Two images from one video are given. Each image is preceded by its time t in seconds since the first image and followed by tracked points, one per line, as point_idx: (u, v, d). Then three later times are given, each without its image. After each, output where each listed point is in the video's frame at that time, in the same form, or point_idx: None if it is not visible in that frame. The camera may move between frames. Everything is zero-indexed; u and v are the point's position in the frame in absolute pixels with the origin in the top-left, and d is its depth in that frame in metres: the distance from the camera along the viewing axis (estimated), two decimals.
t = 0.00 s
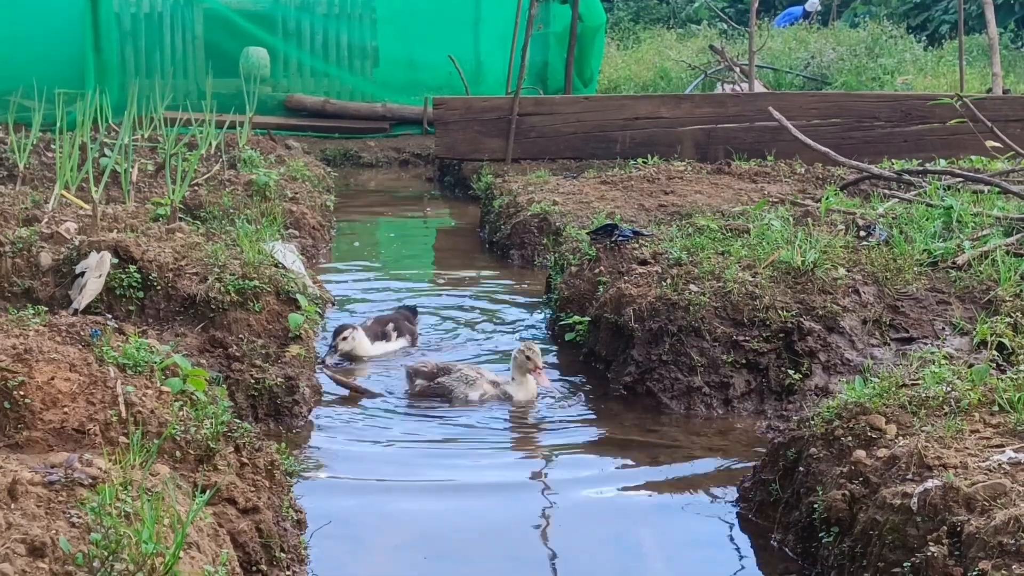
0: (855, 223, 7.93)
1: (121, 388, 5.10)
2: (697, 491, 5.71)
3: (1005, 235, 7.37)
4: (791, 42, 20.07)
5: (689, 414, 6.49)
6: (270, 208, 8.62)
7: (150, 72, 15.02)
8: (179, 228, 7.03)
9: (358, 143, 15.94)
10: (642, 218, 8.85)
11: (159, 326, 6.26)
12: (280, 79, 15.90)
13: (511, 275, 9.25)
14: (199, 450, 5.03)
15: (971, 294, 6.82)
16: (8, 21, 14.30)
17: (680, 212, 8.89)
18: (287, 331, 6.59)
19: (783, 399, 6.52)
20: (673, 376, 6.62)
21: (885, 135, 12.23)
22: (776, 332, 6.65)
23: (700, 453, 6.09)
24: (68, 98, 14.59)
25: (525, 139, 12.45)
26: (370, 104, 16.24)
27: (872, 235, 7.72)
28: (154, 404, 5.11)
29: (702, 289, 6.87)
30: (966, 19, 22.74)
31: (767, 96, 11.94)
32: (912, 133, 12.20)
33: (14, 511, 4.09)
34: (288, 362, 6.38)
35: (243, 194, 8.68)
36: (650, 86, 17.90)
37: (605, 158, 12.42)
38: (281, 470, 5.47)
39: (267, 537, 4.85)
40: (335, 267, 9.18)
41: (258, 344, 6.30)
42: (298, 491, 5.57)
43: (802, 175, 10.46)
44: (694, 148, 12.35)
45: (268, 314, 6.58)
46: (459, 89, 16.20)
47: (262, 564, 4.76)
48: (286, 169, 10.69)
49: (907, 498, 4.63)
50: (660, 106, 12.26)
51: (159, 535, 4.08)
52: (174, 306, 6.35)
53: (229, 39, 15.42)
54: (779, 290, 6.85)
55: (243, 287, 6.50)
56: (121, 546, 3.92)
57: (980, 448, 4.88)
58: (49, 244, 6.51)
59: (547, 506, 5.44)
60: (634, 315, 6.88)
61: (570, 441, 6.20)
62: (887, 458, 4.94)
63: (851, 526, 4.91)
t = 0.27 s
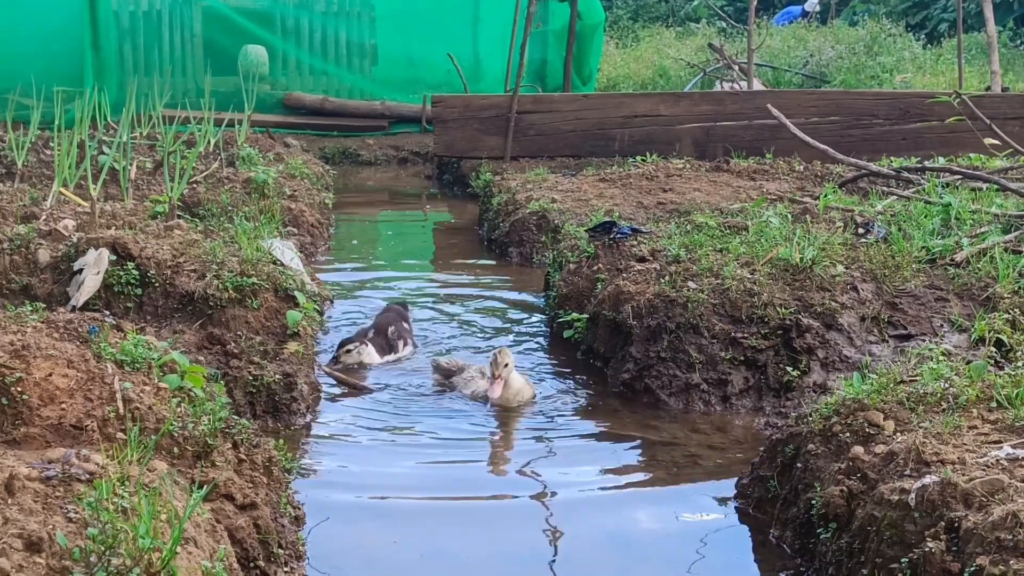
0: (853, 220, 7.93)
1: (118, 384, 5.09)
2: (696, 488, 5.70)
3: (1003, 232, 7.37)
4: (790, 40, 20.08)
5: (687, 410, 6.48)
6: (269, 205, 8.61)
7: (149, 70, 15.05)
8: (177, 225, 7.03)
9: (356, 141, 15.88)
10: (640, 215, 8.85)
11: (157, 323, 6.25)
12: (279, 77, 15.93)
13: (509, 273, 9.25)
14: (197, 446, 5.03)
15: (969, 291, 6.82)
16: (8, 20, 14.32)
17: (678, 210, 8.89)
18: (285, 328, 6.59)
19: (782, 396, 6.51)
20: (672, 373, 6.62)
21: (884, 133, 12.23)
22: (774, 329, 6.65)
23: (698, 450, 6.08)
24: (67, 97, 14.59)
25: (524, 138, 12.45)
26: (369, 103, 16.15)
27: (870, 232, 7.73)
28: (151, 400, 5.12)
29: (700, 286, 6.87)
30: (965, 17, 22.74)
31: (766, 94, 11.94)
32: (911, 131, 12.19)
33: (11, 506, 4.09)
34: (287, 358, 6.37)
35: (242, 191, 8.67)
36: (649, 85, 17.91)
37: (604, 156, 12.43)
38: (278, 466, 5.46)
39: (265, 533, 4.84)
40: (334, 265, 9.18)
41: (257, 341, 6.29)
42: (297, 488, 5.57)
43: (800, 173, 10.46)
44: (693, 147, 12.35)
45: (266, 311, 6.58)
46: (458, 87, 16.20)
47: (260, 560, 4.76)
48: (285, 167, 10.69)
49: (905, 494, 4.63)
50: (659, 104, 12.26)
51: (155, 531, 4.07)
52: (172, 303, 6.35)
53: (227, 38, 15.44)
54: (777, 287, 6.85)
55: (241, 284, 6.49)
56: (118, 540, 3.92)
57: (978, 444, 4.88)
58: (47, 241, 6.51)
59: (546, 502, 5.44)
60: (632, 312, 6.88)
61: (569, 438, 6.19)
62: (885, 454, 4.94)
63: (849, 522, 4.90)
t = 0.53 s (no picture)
0: (851, 214, 7.93)
1: (117, 376, 5.09)
2: (694, 482, 5.71)
3: (1001, 225, 7.37)
4: (789, 35, 20.08)
5: (685, 403, 6.49)
6: (267, 199, 8.61)
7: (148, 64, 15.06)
8: (176, 219, 7.03)
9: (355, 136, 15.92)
10: (639, 209, 8.86)
11: (155, 317, 6.25)
12: (278, 72, 15.91)
13: (508, 267, 9.26)
14: (196, 439, 5.04)
15: (968, 285, 6.82)
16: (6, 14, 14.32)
17: (677, 204, 8.90)
18: (284, 321, 6.59)
19: (780, 389, 6.51)
20: (670, 366, 6.62)
21: (882, 128, 12.23)
22: (773, 322, 6.66)
23: (697, 443, 6.09)
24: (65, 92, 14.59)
25: (523, 132, 12.46)
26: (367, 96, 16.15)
27: (868, 226, 7.73)
28: (150, 392, 5.12)
29: (699, 279, 6.87)
30: (964, 12, 22.75)
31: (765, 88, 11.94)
32: (909, 125, 12.20)
33: (10, 497, 4.10)
34: (285, 352, 6.37)
35: (240, 185, 8.67)
36: (648, 80, 17.92)
37: (602, 150, 12.44)
38: (277, 459, 5.47)
39: (264, 525, 4.87)
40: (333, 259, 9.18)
41: (256, 334, 6.29)
42: (295, 480, 5.58)
43: (799, 167, 10.46)
44: (691, 141, 12.35)
45: (264, 304, 6.58)
46: (457, 82, 16.20)
47: (259, 552, 4.78)
48: (284, 161, 10.69)
49: (903, 485, 4.64)
50: (658, 99, 12.27)
51: (154, 522, 4.08)
52: (170, 296, 6.34)
53: (225, 32, 15.45)
54: (776, 280, 6.85)
55: (240, 277, 6.50)
56: (116, 532, 3.93)
57: (977, 436, 4.89)
58: (46, 235, 6.51)
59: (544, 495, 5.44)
60: (631, 305, 6.89)
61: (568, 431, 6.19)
62: (884, 446, 4.95)
63: (848, 514, 4.91)
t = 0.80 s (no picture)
0: (851, 196, 7.93)
1: (116, 357, 5.09)
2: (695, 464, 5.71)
3: (1001, 208, 7.38)
4: (788, 19, 20.04)
5: (685, 385, 6.50)
6: (265, 181, 8.59)
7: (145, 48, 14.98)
8: (174, 202, 7.01)
9: (353, 119, 15.90)
10: (638, 192, 8.85)
11: (154, 299, 6.25)
12: (275, 55, 15.90)
13: (507, 249, 9.26)
14: (196, 420, 5.03)
15: (967, 267, 6.83)
16: None
17: (676, 186, 8.89)
18: (283, 303, 6.59)
19: (779, 370, 6.51)
20: (669, 348, 6.62)
21: (881, 111, 12.22)
22: (772, 304, 6.66)
23: (697, 425, 6.10)
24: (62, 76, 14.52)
25: (521, 114, 12.45)
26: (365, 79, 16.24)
27: (868, 208, 7.73)
28: (149, 373, 5.12)
29: (698, 261, 6.87)
30: None
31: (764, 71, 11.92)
32: (908, 108, 12.18)
33: (10, 477, 4.09)
34: (284, 334, 6.37)
35: (238, 168, 8.65)
36: (646, 63, 17.89)
37: (601, 133, 12.44)
38: (277, 441, 5.47)
39: (264, 507, 4.89)
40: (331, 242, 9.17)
41: (255, 317, 6.30)
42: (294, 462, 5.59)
43: (798, 150, 10.46)
44: (690, 124, 12.33)
45: (264, 286, 6.57)
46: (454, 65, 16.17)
47: (259, 533, 4.81)
48: (282, 144, 10.66)
49: (903, 467, 4.65)
50: (657, 82, 12.25)
51: (154, 502, 4.07)
52: (169, 279, 6.33)
53: (222, 16, 15.34)
54: (775, 262, 6.85)
55: (239, 259, 6.48)
56: (117, 511, 3.92)
57: (976, 417, 4.90)
58: (44, 217, 6.50)
59: (545, 477, 5.45)
60: (630, 287, 6.89)
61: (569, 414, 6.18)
62: (884, 427, 4.96)
63: (847, 495, 4.92)
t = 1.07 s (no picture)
0: (849, 182, 7.93)
1: (113, 342, 5.08)
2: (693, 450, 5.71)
3: (999, 193, 7.38)
4: (786, 6, 20.02)
5: (682, 371, 6.50)
6: (263, 168, 8.58)
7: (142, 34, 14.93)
8: (171, 188, 7.00)
9: (350, 106, 15.96)
10: (636, 178, 8.84)
11: (152, 285, 6.24)
12: (273, 42, 15.83)
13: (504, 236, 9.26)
14: (192, 405, 5.03)
15: (965, 253, 6.83)
16: None
17: (674, 173, 8.89)
18: (280, 289, 6.58)
19: (777, 356, 6.51)
20: (667, 335, 6.62)
21: (879, 98, 12.21)
22: (770, 291, 6.66)
23: (694, 411, 6.10)
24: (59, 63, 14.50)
25: (519, 102, 12.49)
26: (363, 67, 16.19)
27: (866, 194, 7.73)
28: (146, 358, 5.11)
29: (696, 247, 6.86)
30: None
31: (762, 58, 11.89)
32: (907, 95, 12.16)
33: (6, 460, 4.09)
34: (282, 320, 6.37)
35: (236, 154, 8.63)
36: (644, 50, 17.86)
37: (599, 120, 12.43)
38: (274, 426, 5.47)
39: (262, 491, 4.91)
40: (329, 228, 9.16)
41: (252, 303, 6.30)
42: (292, 452, 5.60)
43: (796, 137, 10.45)
44: (688, 111, 12.31)
45: (261, 273, 6.57)
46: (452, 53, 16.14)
47: (257, 518, 4.83)
48: (279, 130, 10.65)
49: (900, 451, 4.65)
50: (655, 68, 12.24)
51: (150, 485, 4.06)
52: (166, 265, 6.33)
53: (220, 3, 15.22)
54: (773, 249, 6.85)
55: (236, 245, 6.47)
56: (113, 495, 3.90)
57: (974, 402, 4.90)
58: (41, 202, 6.49)
59: (542, 465, 5.46)
60: (628, 274, 6.89)
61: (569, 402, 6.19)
62: (881, 412, 4.96)
63: (844, 480, 4.92)
